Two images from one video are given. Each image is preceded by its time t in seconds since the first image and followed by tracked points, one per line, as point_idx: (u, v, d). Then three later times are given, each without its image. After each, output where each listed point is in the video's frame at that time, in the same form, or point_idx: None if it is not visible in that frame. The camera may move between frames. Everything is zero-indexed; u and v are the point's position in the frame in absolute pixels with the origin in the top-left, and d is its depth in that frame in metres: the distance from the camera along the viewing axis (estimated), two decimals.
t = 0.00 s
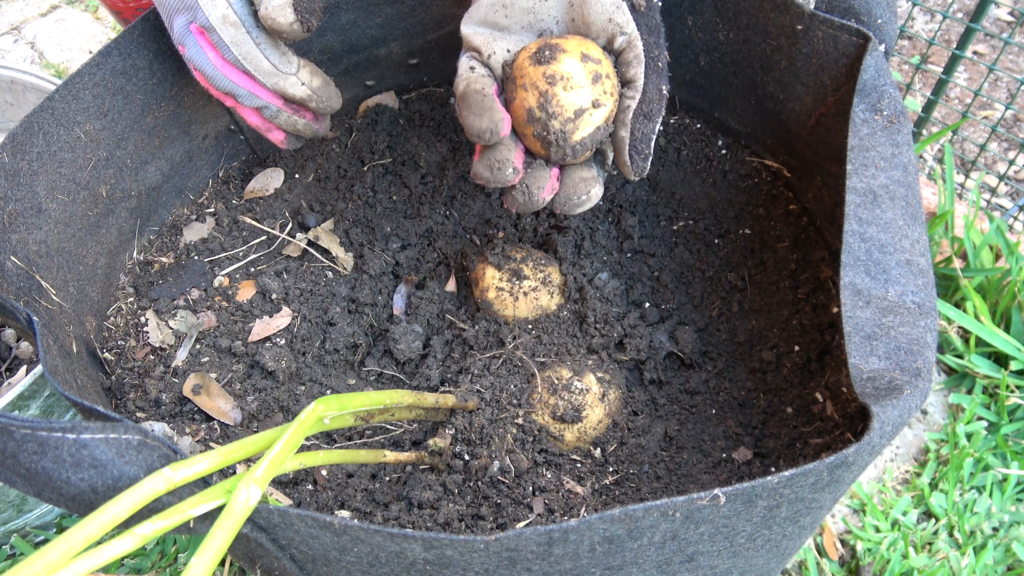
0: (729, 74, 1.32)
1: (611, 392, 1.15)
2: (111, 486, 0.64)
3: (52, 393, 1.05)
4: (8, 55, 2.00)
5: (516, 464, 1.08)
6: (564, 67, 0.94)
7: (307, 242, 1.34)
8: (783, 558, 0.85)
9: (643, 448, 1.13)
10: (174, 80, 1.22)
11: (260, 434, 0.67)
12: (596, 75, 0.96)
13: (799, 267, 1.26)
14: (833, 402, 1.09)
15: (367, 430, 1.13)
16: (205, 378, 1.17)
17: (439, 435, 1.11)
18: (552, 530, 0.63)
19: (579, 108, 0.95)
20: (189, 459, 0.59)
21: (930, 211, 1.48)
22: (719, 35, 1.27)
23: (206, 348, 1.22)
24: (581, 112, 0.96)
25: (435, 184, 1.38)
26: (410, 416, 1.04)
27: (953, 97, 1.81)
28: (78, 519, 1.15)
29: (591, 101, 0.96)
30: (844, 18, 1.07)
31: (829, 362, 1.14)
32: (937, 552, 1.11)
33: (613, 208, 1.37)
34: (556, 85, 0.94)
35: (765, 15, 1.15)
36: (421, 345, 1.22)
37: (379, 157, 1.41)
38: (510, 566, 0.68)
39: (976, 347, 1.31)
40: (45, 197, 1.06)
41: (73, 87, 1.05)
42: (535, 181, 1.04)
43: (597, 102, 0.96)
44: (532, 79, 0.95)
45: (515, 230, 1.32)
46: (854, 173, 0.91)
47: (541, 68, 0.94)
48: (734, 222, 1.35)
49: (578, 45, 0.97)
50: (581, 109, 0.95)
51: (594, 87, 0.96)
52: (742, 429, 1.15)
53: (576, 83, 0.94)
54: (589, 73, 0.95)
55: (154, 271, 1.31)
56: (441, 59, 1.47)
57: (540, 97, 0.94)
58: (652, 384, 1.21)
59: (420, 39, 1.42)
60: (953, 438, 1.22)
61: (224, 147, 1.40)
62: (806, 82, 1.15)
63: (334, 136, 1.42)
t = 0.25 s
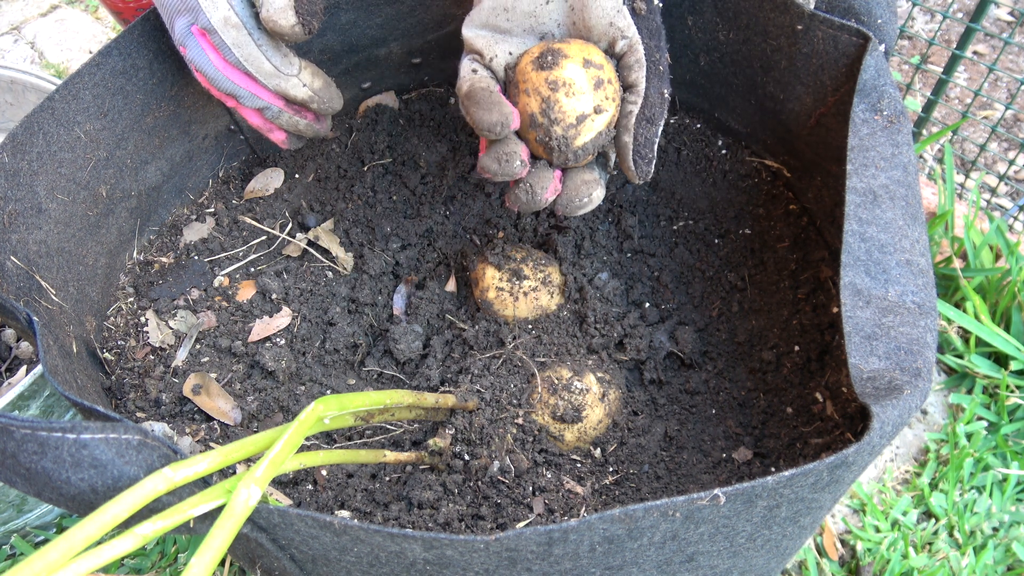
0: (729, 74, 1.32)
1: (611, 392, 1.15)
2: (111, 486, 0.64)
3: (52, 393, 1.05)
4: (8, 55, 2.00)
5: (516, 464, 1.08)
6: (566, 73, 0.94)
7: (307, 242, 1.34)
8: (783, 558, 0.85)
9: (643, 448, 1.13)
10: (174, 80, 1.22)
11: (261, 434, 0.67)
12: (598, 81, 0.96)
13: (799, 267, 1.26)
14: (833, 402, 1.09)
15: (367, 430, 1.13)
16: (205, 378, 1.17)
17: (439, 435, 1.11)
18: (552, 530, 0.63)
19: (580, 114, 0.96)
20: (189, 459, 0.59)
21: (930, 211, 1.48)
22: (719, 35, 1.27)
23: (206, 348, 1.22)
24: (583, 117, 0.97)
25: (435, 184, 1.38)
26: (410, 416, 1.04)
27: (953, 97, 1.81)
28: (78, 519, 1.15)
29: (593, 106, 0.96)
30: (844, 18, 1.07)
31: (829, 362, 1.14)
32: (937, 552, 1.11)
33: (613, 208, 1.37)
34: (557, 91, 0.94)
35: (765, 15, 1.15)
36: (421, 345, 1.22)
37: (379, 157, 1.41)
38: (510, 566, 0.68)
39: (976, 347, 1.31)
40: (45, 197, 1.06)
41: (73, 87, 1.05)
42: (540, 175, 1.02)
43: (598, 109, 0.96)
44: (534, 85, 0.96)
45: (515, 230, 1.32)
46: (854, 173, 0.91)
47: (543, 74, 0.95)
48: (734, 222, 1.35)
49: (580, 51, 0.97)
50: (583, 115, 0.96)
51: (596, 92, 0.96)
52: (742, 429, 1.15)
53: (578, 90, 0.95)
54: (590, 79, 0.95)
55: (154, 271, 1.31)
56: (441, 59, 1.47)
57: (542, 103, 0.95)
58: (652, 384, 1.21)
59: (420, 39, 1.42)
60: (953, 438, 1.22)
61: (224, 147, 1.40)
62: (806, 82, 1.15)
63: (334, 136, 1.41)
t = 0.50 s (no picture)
0: (729, 74, 1.32)
1: (611, 392, 1.15)
2: (111, 486, 0.64)
3: (52, 393, 1.05)
4: (8, 55, 2.00)
5: (516, 464, 1.08)
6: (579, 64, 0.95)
7: (307, 242, 1.34)
8: (783, 559, 0.85)
9: (643, 448, 1.13)
10: (174, 80, 1.22)
11: (261, 434, 0.67)
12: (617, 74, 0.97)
13: (799, 267, 1.26)
14: (832, 402, 1.09)
15: (367, 430, 1.13)
16: (205, 378, 1.17)
17: (439, 435, 1.11)
18: (552, 530, 0.63)
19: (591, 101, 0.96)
20: (189, 459, 0.59)
21: (930, 211, 1.48)
22: (719, 35, 1.27)
23: (206, 348, 1.22)
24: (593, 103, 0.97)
25: (435, 184, 1.39)
26: (410, 416, 1.04)
27: (953, 97, 1.81)
28: (78, 519, 1.15)
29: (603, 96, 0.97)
30: (844, 18, 1.07)
31: (829, 362, 1.14)
32: (937, 552, 1.11)
33: (614, 208, 1.37)
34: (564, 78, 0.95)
35: (765, 15, 1.15)
36: (421, 345, 1.22)
37: (379, 157, 1.41)
38: (510, 566, 0.68)
39: (976, 347, 1.31)
40: (44, 197, 1.06)
41: (73, 87, 1.05)
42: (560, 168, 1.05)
43: (608, 95, 0.97)
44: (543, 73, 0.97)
45: (515, 231, 1.32)
46: (854, 173, 0.91)
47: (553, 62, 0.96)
48: (734, 222, 1.35)
49: (588, 37, 0.97)
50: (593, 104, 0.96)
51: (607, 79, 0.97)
52: (742, 429, 1.15)
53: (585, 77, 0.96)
54: (599, 65, 0.95)
55: (154, 271, 1.31)
56: (441, 59, 1.47)
57: (549, 91, 0.96)
58: (652, 384, 1.21)
59: (420, 39, 1.42)
60: (953, 438, 1.22)
61: (224, 148, 1.40)
62: (806, 82, 1.16)
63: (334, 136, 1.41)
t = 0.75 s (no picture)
0: (729, 74, 1.32)
1: (611, 392, 1.15)
2: (111, 486, 0.64)
3: (52, 393, 1.05)
4: (8, 55, 1.99)
5: (516, 464, 1.08)
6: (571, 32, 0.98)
7: (307, 242, 1.34)
8: (783, 559, 0.85)
9: (643, 448, 1.13)
10: (175, 80, 1.22)
11: (261, 434, 0.67)
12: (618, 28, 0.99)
13: (799, 267, 1.26)
14: (832, 402, 1.09)
15: (367, 430, 1.13)
16: (205, 378, 1.17)
17: (439, 435, 1.11)
18: (552, 530, 0.63)
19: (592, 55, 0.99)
20: (189, 459, 0.59)
21: (930, 211, 1.48)
22: (719, 35, 1.27)
23: (206, 348, 1.22)
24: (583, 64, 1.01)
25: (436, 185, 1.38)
26: (411, 416, 1.04)
27: (953, 97, 1.81)
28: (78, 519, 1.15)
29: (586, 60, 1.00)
30: (844, 18, 1.06)
31: (829, 362, 1.14)
32: (937, 552, 1.12)
33: (613, 208, 1.39)
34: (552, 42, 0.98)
35: (765, 15, 1.16)
36: (421, 345, 1.22)
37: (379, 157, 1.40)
38: (510, 566, 0.68)
39: (976, 347, 1.31)
40: (44, 197, 1.06)
41: (73, 87, 1.05)
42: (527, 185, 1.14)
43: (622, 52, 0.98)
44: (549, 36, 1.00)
45: (515, 230, 1.35)
46: (854, 174, 0.91)
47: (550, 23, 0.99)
48: (734, 222, 1.35)
49: None
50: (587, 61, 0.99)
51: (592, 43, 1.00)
52: (742, 429, 1.15)
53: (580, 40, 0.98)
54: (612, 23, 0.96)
55: (154, 271, 1.31)
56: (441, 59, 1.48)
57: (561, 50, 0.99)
58: (652, 384, 1.21)
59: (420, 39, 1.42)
60: (953, 438, 1.22)
61: (224, 147, 1.40)
62: (806, 82, 1.16)
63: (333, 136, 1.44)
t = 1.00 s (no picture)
0: (729, 74, 1.32)
1: (610, 392, 1.15)
2: (111, 486, 0.64)
3: (52, 393, 1.05)
4: (8, 55, 1.99)
5: (516, 464, 1.08)
6: None
7: (307, 242, 1.35)
8: (783, 559, 0.85)
9: (643, 448, 1.13)
10: (175, 80, 1.23)
11: (261, 434, 0.67)
12: None
13: (799, 267, 1.26)
14: (832, 402, 1.09)
15: (367, 430, 1.13)
16: (205, 378, 1.17)
17: (439, 435, 1.11)
18: (552, 530, 0.63)
19: None
20: (189, 459, 0.59)
21: (930, 211, 1.48)
22: (719, 34, 1.27)
23: (206, 348, 1.22)
24: None
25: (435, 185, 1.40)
26: (411, 416, 1.04)
27: (953, 97, 1.81)
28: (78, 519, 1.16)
29: None
30: (844, 18, 1.06)
31: (829, 362, 1.14)
32: (936, 551, 1.12)
33: (613, 209, 1.39)
34: None
35: (765, 15, 1.16)
36: (421, 345, 1.22)
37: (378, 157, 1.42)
38: (510, 566, 0.68)
39: (976, 347, 1.31)
40: (44, 197, 1.06)
41: (73, 86, 1.06)
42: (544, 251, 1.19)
43: None
44: None
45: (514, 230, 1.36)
46: (854, 174, 0.91)
47: None
48: (734, 222, 1.35)
49: None
50: None
51: None
52: (742, 429, 1.15)
53: None
54: None
55: (154, 271, 1.31)
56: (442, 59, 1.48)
57: None
58: (652, 384, 1.21)
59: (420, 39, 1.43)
60: (953, 438, 1.22)
61: (224, 147, 1.40)
62: (806, 82, 1.16)
63: (333, 137, 1.47)
